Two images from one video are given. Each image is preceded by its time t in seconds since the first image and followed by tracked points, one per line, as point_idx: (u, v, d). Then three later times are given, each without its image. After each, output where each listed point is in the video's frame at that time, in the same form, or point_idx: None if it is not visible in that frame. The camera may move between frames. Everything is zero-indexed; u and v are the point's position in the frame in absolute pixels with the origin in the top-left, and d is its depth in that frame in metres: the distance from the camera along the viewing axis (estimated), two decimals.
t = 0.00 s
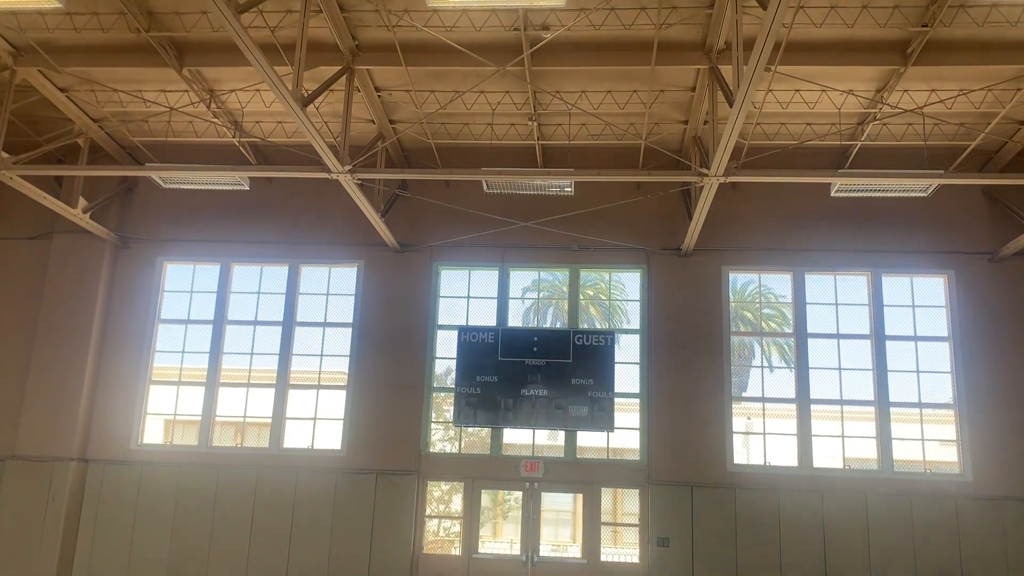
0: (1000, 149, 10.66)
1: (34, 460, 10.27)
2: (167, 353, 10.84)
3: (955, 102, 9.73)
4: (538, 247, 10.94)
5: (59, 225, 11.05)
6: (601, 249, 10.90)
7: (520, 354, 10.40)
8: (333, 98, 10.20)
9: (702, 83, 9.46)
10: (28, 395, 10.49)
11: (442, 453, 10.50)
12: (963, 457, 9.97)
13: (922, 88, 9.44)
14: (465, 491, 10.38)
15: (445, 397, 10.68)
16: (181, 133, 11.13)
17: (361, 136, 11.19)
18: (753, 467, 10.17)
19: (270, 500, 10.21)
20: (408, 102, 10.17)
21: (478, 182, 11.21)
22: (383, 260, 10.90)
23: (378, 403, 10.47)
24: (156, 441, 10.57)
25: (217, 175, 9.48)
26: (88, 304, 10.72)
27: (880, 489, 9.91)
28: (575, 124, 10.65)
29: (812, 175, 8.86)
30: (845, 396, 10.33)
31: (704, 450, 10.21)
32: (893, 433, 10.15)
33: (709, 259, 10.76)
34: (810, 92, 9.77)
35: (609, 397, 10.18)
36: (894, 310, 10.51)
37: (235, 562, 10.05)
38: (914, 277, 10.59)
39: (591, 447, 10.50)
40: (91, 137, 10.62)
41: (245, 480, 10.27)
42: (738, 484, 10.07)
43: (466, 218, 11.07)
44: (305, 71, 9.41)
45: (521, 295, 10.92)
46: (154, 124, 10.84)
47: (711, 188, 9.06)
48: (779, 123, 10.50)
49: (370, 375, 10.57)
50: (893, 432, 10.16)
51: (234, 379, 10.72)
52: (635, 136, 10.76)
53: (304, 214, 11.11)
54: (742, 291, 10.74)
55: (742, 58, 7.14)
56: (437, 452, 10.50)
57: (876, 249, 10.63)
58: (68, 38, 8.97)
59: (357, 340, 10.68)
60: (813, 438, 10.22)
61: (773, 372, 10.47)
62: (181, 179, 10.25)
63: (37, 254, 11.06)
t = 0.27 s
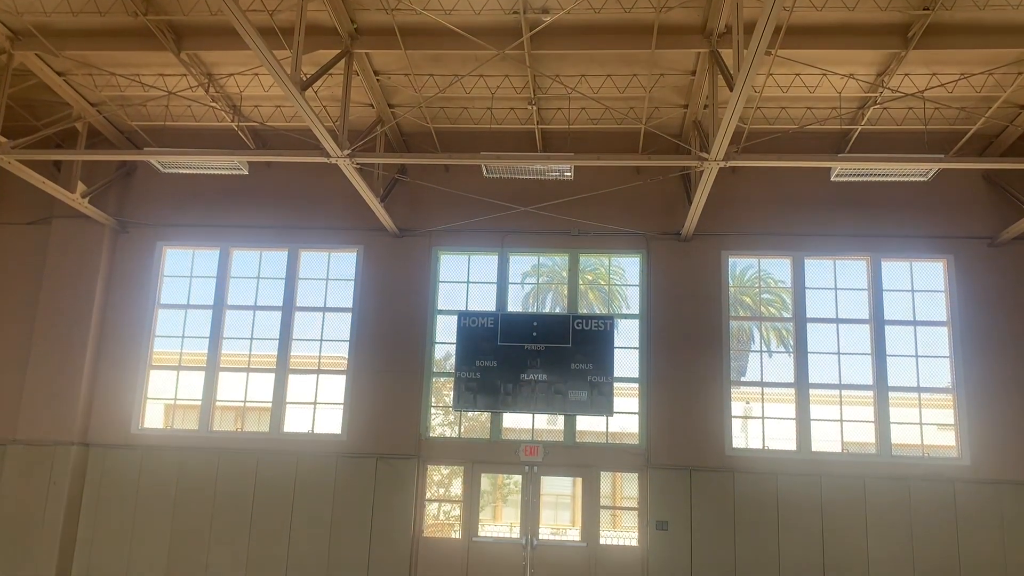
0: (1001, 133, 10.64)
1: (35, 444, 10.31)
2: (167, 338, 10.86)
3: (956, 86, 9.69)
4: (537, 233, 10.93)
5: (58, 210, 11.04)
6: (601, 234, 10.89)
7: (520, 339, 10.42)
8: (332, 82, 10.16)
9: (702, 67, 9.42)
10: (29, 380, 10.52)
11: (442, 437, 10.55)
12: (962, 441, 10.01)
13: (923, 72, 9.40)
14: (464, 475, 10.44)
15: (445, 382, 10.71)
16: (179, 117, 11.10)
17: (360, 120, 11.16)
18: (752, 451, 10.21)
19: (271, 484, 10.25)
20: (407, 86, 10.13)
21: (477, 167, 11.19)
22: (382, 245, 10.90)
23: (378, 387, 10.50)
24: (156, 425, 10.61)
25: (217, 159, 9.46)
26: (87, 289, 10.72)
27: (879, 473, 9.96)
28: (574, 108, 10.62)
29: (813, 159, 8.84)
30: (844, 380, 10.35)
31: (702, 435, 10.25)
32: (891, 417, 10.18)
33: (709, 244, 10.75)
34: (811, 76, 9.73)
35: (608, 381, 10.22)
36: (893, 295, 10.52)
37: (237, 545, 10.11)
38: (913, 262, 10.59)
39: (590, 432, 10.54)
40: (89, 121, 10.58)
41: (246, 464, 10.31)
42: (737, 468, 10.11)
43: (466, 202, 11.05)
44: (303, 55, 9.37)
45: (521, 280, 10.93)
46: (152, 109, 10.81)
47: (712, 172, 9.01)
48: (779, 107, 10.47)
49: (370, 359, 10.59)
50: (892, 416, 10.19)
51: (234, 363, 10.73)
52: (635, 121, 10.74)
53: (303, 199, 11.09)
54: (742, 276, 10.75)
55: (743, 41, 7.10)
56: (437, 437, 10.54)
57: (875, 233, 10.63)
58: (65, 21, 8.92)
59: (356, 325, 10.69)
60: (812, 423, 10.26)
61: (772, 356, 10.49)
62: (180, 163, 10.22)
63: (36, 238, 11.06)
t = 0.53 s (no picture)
0: (1002, 114, 10.60)
1: (37, 426, 10.34)
2: (167, 320, 10.87)
3: (958, 66, 9.65)
4: (537, 215, 10.91)
5: (57, 193, 11.01)
6: (601, 216, 10.87)
7: (520, 321, 10.46)
8: (331, 63, 10.12)
9: (703, 47, 9.37)
10: (30, 362, 10.54)
11: (442, 419, 10.58)
12: (960, 421, 10.06)
13: (925, 51, 9.35)
14: (465, 456, 10.49)
15: (446, 363, 10.72)
16: (177, 99, 11.05)
17: (359, 101, 11.12)
18: (751, 432, 10.25)
19: (272, 465, 10.30)
20: (406, 66, 10.08)
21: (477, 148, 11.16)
22: (382, 227, 10.88)
23: (378, 369, 10.53)
24: (157, 407, 10.65)
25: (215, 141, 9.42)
26: (87, 271, 10.71)
27: (877, 453, 10.00)
28: (574, 89, 10.58)
29: (814, 140, 8.81)
30: (844, 361, 10.37)
31: (702, 416, 10.28)
32: (890, 398, 10.21)
33: (709, 226, 10.74)
34: (812, 57, 9.68)
35: (608, 363, 10.29)
36: (893, 276, 10.52)
37: (239, 525, 10.18)
38: (913, 242, 10.59)
39: (589, 413, 10.55)
40: (86, 103, 10.53)
41: (248, 445, 10.35)
42: (736, 448, 10.16)
43: (466, 184, 11.04)
44: (301, 35, 9.31)
45: (521, 262, 10.92)
46: (150, 90, 10.76)
47: (711, 154, 8.98)
48: (780, 88, 10.43)
49: (371, 341, 10.61)
50: (891, 396, 10.22)
51: (234, 346, 10.74)
52: (635, 101, 10.69)
53: (303, 180, 11.07)
54: (742, 258, 10.74)
55: (744, 21, 7.06)
56: (437, 418, 10.58)
57: (876, 214, 10.61)
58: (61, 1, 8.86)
59: (357, 307, 10.70)
60: (811, 403, 10.29)
61: (772, 337, 10.50)
62: (179, 145, 10.19)
63: (36, 221, 11.04)
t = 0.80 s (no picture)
0: (1004, 96, 10.55)
1: (39, 412, 10.37)
2: (168, 305, 10.87)
3: (960, 48, 9.60)
4: (538, 199, 10.89)
5: (56, 178, 10.99)
6: (601, 201, 10.86)
7: (520, 306, 10.46)
8: (330, 47, 10.07)
9: (704, 30, 9.31)
10: (31, 348, 10.55)
11: (444, 403, 10.60)
12: (960, 404, 10.08)
13: (927, 34, 9.30)
14: (466, 440, 10.53)
15: (447, 348, 10.73)
16: (176, 84, 11.01)
17: (359, 85, 11.07)
18: (751, 415, 10.28)
19: (274, 450, 10.34)
20: (406, 50, 10.03)
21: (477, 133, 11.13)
22: (382, 212, 10.87)
23: (379, 353, 10.55)
24: (159, 392, 10.68)
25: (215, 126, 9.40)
26: (87, 257, 10.71)
27: (877, 436, 10.04)
28: (575, 73, 10.53)
29: (815, 123, 8.78)
30: (844, 344, 10.38)
31: (702, 400, 10.30)
32: (891, 381, 10.23)
33: (710, 210, 10.72)
34: (813, 39, 9.62)
35: (608, 347, 10.28)
36: (894, 259, 10.52)
37: (241, 509, 10.23)
38: (914, 226, 10.58)
39: (591, 397, 10.59)
40: (85, 88, 10.50)
41: (250, 430, 10.39)
42: (737, 432, 10.19)
43: (466, 168, 11.01)
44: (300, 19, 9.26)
45: (521, 247, 10.91)
46: (149, 75, 10.71)
47: (711, 138, 8.95)
48: (781, 71, 10.38)
49: (371, 326, 10.62)
50: (891, 379, 10.24)
51: (235, 331, 10.75)
52: (636, 85, 10.65)
53: (302, 165, 11.05)
54: (742, 242, 10.73)
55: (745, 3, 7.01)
56: (438, 402, 10.60)
57: (877, 198, 10.60)
58: None
59: (357, 292, 10.71)
60: (811, 386, 10.31)
61: (773, 321, 10.51)
62: (178, 130, 10.16)
63: (36, 207, 11.03)
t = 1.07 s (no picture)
0: (1006, 75, 10.51)
1: (42, 395, 10.40)
2: (169, 289, 10.88)
3: (962, 27, 9.55)
4: (538, 181, 10.87)
5: (56, 162, 10.96)
6: (602, 182, 10.84)
7: (520, 288, 10.48)
8: (329, 29, 10.02)
9: (705, 10, 9.26)
10: (33, 332, 10.57)
11: (444, 385, 10.63)
12: (960, 384, 10.11)
13: (929, 12, 9.24)
14: (467, 422, 10.57)
15: (447, 330, 10.74)
16: (175, 67, 10.96)
17: (358, 67, 11.02)
18: (752, 396, 10.31)
19: (276, 432, 10.38)
20: (405, 31, 9.98)
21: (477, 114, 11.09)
22: (382, 195, 10.86)
23: (380, 336, 10.57)
24: (160, 375, 10.72)
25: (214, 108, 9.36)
26: (88, 241, 10.71)
27: (877, 416, 10.07)
28: (575, 53, 10.48)
29: (816, 103, 8.74)
30: (845, 325, 10.38)
31: (702, 381, 10.32)
32: (891, 362, 10.24)
33: (710, 191, 10.71)
34: (815, 19, 9.57)
35: (609, 329, 10.33)
36: (895, 240, 10.51)
37: (244, 491, 10.28)
38: (914, 206, 10.57)
39: (592, 379, 10.59)
40: (83, 70, 10.45)
41: (251, 412, 10.43)
42: (737, 412, 10.21)
43: (466, 150, 10.98)
44: None
45: (521, 229, 10.90)
46: (147, 57, 10.66)
47: (712, 120, 8.93)
48: (782, 51, 10.33)
49: (372, 309, 10.62)
50: (891, 360, 10.25)
51: (236, 314, 10.76)
52: (636, 66, 10.60)
53: (302, 148, 11.01)
54: (743, 223, 10.71)
55: None
56: (440, 384, 10.63)
57: (878, 178, 10.57)
58: None
59: (358, 275, 10.71)
60: (812, 367, 10.33)
61: (773, 302, 10.51)
62: (177, 113, 10.12)
63: (35, 191, 11.01)
